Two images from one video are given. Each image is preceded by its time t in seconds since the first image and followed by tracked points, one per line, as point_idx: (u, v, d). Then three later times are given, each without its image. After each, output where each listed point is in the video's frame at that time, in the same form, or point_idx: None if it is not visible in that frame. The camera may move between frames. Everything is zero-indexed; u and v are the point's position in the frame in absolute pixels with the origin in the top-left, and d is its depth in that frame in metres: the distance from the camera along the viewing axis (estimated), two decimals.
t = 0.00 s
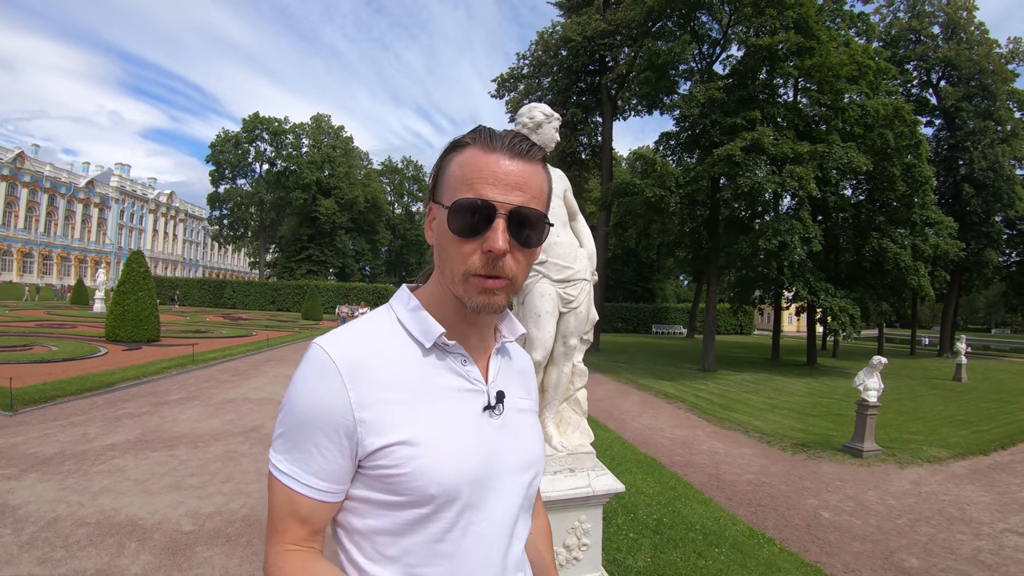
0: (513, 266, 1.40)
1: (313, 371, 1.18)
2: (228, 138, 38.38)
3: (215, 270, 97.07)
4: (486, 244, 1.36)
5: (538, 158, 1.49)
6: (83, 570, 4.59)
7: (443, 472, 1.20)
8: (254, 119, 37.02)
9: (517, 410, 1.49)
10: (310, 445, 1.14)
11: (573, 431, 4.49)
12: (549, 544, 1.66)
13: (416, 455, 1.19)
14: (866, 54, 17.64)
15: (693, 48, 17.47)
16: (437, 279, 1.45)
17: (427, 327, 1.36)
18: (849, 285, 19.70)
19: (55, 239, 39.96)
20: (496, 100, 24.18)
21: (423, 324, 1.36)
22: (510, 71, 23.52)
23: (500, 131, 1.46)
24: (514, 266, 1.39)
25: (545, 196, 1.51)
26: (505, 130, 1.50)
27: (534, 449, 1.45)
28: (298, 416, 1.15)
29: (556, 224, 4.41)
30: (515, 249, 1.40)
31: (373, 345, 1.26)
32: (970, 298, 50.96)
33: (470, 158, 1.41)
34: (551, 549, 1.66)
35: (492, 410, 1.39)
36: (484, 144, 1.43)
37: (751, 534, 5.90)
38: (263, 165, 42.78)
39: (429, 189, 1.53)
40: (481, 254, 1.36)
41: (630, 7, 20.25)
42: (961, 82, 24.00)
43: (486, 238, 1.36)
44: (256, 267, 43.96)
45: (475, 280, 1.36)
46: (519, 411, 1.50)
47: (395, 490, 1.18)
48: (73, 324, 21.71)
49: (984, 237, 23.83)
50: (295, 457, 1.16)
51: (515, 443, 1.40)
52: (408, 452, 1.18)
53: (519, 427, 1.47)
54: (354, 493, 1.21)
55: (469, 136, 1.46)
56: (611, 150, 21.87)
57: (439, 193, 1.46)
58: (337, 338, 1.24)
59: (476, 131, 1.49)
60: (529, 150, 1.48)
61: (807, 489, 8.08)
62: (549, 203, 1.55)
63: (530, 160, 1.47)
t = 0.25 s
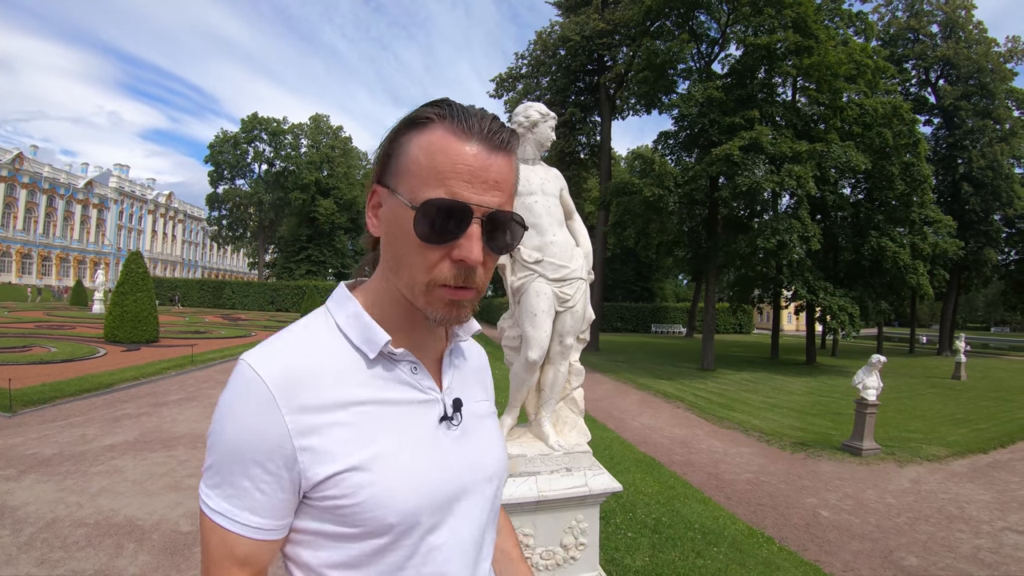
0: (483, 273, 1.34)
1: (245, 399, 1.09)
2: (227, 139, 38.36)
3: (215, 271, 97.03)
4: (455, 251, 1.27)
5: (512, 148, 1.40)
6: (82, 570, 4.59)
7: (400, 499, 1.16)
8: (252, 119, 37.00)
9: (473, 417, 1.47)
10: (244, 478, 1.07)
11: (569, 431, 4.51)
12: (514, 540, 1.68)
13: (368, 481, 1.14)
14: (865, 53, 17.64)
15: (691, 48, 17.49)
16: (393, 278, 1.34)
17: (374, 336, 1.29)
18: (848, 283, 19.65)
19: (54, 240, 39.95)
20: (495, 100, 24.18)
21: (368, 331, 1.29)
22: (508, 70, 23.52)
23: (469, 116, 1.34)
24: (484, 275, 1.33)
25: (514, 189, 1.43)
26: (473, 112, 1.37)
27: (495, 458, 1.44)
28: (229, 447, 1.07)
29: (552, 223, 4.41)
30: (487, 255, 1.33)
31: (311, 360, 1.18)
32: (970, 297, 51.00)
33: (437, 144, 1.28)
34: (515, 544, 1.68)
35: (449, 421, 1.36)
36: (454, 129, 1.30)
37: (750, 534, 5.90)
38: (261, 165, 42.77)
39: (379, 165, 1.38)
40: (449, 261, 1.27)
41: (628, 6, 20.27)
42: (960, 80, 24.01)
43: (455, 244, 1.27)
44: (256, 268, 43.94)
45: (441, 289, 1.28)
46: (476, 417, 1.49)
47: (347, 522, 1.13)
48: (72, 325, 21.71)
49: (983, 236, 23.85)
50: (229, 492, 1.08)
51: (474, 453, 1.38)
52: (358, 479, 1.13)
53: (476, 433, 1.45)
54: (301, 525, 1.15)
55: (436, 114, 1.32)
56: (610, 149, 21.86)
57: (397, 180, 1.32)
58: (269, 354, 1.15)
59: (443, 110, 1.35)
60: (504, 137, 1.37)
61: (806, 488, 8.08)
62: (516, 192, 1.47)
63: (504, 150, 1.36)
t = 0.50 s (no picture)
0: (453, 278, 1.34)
1: (188, 436, 1.04)
2: (228, 141, 38.42)
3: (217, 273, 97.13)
4: (432, 257, 1.25)
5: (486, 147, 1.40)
6: (83, 571, 4.60)
7: (373, 524, 1.18)
8: (253, 121, 37.05)
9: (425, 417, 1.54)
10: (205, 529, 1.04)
11: (568, 432, 4.50)
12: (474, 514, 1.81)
13: (340, 511, 1.14)
14: (865, 53, 17.62)
15: (691, 48, 17.49)
16: (354, 276, 1.27)
17: (327, 349, 1.26)
18: (849, 283, 19.70)
19: (56, 242, 40.04)
20: (495, 101, 24.18)
21: (317, 342, 1.25)
22: (509, 71, 23.51)
23: (445, 109, 1.30)
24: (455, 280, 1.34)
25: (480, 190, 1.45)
26: (445, 103, 1.34)
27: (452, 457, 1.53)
28: (187, 498, 1.03)
29: (550, 224, 4.41)
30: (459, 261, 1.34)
31: (262, 383, 1.14)
32: (971, 297, 50.91)
33: (416, 139, 1.24)
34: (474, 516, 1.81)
35: (408, 429, 1.42)
36: (436, 124, 1.27)
37: (750, 534, 5.89)
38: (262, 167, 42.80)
39: (336, 148, 1.30)
40: (425, 266, 1.25)
41: (628, 7, 20.28)
42: (961, 80, 23.98)
43: (433, 250, 1.25)
44: (257, 270, 43.97)
45: (414, 294, 1.25)
46: (429, 418, 1.55)
47: (321, 555, 1.13)
48: (73, 327, 21.75)
49: (984, 236, 23.79)
50: (192, 547, 1.04)
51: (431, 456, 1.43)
52: (330, 513, 1.13)
53: (428, 437, 1.51)
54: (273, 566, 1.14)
55: (417, 104, 1.29)
56: (610, 150, 21.84)
57: (366, 172, 1.25)
58: (211, 383, 1.09)
59: (419, 100, 1.30)
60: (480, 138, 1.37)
61: (807, 489, 8.07)
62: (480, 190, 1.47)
63: (479, 150, 1.36)
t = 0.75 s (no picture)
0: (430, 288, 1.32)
1: (161, 466, 0.96)
2: (229, 140, 38.44)
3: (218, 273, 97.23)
4: (408, 268, 1.22)
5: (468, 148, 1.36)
6: (83, 570, 4.60)
7: (356, 539, 1.15)
8: (255, 120, 37.06)
9: (394, 422, 1.49)
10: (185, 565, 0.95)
11: (567, 431, 4.51)
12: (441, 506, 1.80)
13: (323, 532, 1.10)
14: (867, 52, 17.59)
15: (692, 48, 17.47)
16: (324, 287, 1.22)
17: (297, 363, 1.19)
18: (850, 283, 19.68)
19: (57, 241, 40.10)
20: (496, 100, 24.17)
21: (283, 354, 1.18)
22: (510, 71, 23.51)
23: (427, 110, 1.25)
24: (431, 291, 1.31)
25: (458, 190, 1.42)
26: (423, 99, 1.28)
27: (422, 460, 1.50)
28: (161, 533, 0.94)
29: (550, 223, 4.41)
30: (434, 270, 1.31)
31: (233, 400, 1.08)
32: (972, 296, 50.81)
33: (396, 143, 1.18)
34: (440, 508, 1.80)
35: (379, 436, 1.36)
36: (418, 127, 1.21)
37: (750, 534, 5.88)
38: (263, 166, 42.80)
39: (306, 144, 1.23)
40: (402, 278, 1.22)
41: (629, 6, 20.27)
42: (962, 79, 23.93)
43: (410, 261, 1.22)
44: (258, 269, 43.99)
45: (388, 307, 1.22)
46: (397, 422, 1.51)
47: None
48: (75, 326, 21.80)
49: (986, 235, 23.75)
50: None
51: (403, 463, 1.41)
52: (314, 532, 1.09)
53: (399, 440, 1.47)
54: None
55: (398, 104, 1.23)
56: (611, 149, 21.82)
57: (340, 173, 1.19)
58: (176, 402, 1.01)
59: (400, 98, 1.24)
60: (462, 140, 1.33)
61: (807, 488, 8.06)
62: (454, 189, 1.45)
63: (461, 153, 1.31)
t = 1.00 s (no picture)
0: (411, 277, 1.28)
1: (173, 457, 0.96)
2: (230, 139, 38.45)
3: (219, 272, 97.28)
4: (380, 254, 1.20)
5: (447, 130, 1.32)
6: (82, 568, 4.60)
7: (360, 530, 1.15)
8: (256, 120, 37.08)
9: (402, 420, 1.49)
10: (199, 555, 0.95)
11: (567, 430, 4.51)
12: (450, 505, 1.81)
13: (327, 522, 1.10)
14: (868, 52, 17.59)
15: (693, 48, 17.46)
16: (306, 280, 1.24)
17: (298, 358, 1.19)
18: (851, 283, 19.67)
19: (59, 240, 40.13)
20: (497, 100, 24.16)
21: (287, 351, 1.18)
22: (511, 71, 23.51)
23: (395, 92, 1.24)
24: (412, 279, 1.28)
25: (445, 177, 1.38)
26: (394, 85, 1.27)
27: (430, 456, 1.51)
28: (173, 523, 0.94)
29: (549, 223, 4.41)
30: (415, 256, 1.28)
31: (242, 394, 1.09)
32: (973, 297, 50.76)
33: (360, 127, 1.18)
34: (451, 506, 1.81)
35: (384, 432, 1.38)
36: (382, 109, 1.21)
37: (750, 535, 5.88)
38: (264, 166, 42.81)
39: (287, 142, 1.26)
40: (374, 266, 1.21)
41: (630, 6, 20.27)
42: (963, 80, 23.91)
43: (380, 247, 1.20)
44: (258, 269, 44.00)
45: (363, 295, 1.20)
46: (405, 419, 1.51)
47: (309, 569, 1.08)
48: (76, 325, 21.81)
49: (987, 236, 23.71)
50: None
51: (409, 459, 1.42)
52: (317, 523, 1.09)
53: (404, 436, 1.46)
54: None
55: (362, 88, 1.23)
56: (612, 149, 21.80)
57: (312, 164, 1.21)
58: (186, 395, 1.02)
59: (367, 85, 1.24)
60: (438, 121, 1.29)
61: (807, 489, 8.06)
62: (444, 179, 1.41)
63: (438, 134, 1.28)
